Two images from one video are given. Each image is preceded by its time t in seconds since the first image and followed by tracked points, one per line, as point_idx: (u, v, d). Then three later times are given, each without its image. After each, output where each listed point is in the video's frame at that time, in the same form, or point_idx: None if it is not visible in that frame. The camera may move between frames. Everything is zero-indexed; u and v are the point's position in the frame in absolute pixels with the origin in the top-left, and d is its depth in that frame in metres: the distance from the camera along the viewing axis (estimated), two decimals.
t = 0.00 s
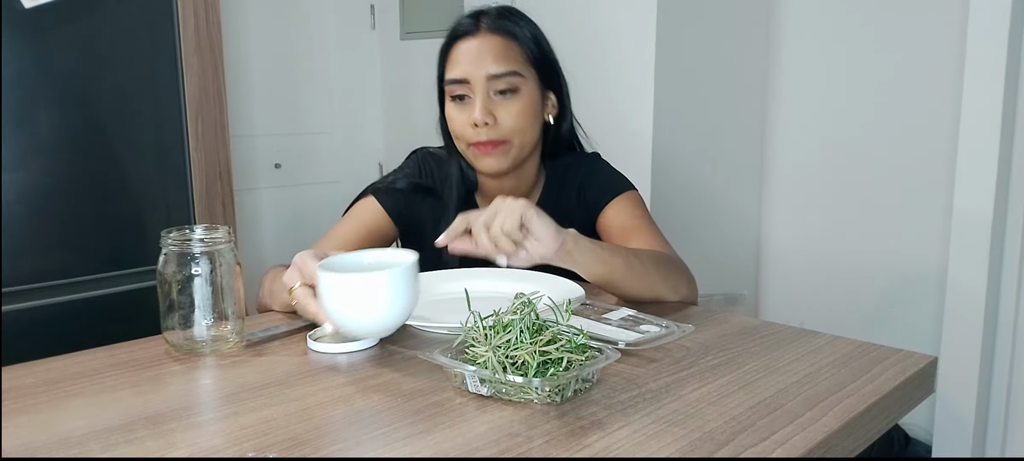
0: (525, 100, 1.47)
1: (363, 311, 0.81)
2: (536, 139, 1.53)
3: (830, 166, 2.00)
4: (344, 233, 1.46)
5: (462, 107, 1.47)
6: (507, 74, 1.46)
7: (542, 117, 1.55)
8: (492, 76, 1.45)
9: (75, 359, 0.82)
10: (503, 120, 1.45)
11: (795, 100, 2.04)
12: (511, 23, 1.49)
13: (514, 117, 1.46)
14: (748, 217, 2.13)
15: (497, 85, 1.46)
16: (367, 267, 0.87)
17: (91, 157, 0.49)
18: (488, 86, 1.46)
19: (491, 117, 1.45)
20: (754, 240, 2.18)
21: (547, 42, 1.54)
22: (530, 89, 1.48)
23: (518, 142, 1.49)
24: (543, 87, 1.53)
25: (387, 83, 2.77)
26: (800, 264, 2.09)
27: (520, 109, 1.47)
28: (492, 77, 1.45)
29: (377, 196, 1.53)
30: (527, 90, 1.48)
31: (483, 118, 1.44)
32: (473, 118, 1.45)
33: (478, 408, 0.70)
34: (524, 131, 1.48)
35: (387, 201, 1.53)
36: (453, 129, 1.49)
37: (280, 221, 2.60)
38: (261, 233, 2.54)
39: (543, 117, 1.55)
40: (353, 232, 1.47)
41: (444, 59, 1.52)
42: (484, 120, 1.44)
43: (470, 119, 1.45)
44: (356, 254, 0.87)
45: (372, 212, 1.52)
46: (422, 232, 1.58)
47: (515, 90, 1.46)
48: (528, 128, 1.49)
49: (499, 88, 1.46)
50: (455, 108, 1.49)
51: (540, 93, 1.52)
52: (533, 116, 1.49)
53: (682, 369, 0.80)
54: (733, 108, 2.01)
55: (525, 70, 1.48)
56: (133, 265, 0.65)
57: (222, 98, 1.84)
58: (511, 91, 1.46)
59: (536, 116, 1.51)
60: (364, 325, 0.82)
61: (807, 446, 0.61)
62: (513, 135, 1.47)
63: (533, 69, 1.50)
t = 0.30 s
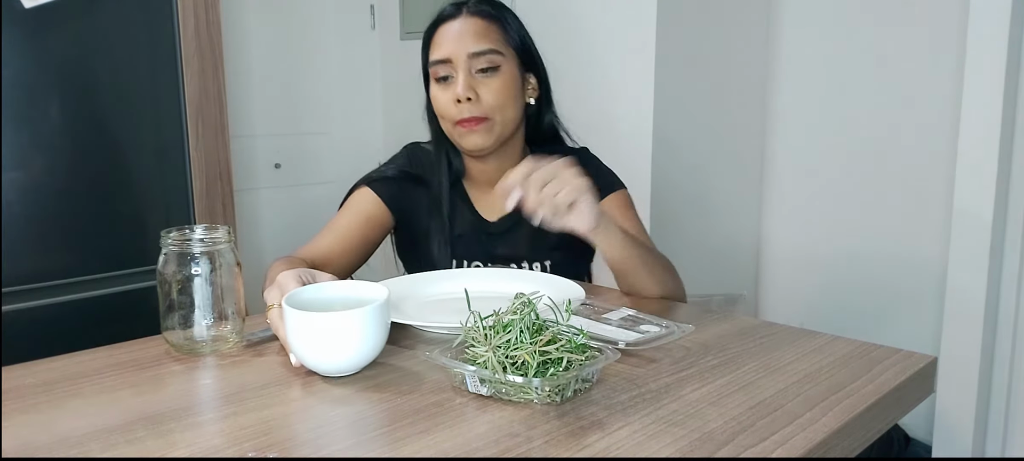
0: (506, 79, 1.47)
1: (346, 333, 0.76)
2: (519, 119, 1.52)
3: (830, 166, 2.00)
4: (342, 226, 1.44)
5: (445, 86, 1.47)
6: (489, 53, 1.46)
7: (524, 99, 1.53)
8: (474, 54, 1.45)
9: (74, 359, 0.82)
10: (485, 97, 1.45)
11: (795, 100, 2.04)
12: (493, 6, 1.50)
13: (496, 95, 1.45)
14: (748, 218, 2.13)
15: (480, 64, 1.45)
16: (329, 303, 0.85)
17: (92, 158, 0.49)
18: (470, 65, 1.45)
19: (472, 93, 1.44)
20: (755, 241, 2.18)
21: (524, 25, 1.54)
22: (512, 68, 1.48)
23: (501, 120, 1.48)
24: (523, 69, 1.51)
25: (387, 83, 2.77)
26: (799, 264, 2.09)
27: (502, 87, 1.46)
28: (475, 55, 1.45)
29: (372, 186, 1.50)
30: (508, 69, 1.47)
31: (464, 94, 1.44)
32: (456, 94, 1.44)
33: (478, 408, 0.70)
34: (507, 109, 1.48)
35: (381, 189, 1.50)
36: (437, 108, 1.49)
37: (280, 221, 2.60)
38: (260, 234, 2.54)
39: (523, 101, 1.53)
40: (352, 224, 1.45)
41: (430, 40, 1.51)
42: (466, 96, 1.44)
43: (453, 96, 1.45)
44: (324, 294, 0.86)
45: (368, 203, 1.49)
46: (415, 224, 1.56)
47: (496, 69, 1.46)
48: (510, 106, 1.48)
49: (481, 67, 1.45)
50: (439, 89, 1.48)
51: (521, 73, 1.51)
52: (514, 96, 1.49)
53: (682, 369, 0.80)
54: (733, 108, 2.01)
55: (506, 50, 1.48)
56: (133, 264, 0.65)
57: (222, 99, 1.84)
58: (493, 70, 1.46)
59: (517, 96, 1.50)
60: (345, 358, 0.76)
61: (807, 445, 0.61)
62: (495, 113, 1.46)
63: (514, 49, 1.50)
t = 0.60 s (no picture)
0: (488, 72, 1.46)
1: (359, 335, 0.75)
2: (496, 114, 1.51)
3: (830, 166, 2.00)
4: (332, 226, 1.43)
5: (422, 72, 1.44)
6: (473, 45, 1.45)
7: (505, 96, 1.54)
8: (458, 44, 1.44)
9: (74, 359, 0.82)
10: (463, 87, 1.43)
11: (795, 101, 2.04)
12: None
13: (475, 86, 1.44)
14: (749, 218, 2.13)
15: (463, 54, 1.44)
16: (332, 303, 0.85)
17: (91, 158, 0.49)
18: (453, 53, 1.43)
19: (451, 81, 1.42)
20: (755, 241, 2.18)
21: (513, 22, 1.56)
22: (494, 62, 1.48)
23: (476, 111, 1.46)
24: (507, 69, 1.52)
25: (387, 84, 2.77)
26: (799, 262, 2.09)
27: (482, 79, 1.45)
28: (458, 45, 1.44)
29: (354, 185, 1.46)
30: (491, 63, 1.47)
31: (443, 81, 1.42)
32: (434, 80, 1.42)
33: (478, 407, 0.70)
34: (485, 102, 1.46)
35: (365, 188, 1.47)
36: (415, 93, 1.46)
37: (279, 221, 2.60)
38: (260, 233, 2.54)
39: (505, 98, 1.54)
40: (342, 224, 1.43)
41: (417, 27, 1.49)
42: (444, 83, 1.42)
43: (430, 81, 1.42)
44: (330, 298, 0.85)
45: (354, 203, 1.46)
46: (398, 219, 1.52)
47: (478, 61, 1.45)
48: (489, 100, 1.47)
49: (463, 57, 1.44)
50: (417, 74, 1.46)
51: (504, 71, 1.51)
52: (494, 90, 1.48)
53: (682, 369, 0.80)
54: (733, 108, 2.01)
55: (490, 45, 1.48)
56: (133, 265, 0.65)
57: (222, 98, 1.84)
58: (475, 62, 1.45)
59: (497, 91, 1.49)
60: (354, 364, 0.76)
61: (808, 446, 0.61)
62: (471, 104, 1.44)
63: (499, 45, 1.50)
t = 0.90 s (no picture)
0: (494, 68, 1.47)
1: (352, 331, 0.75)
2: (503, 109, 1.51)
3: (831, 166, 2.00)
4: (343, 223, 1.42)
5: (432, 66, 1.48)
6: (480, 41, 1.46)
7: (513, 91, 1.54)
8: (465, 40, 1.45)
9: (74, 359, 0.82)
10: (468, 83, 1.45)
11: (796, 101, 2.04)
12: None
13: (479, 81, 1.45)
14: (749, 218, 2.13)
15: (469, 50, 1.45)
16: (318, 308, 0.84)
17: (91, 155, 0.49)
18: (459, 49, 1.45)
19: (455, 76, 1.45)
20: (755, 241, 2.17)
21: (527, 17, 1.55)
22: (502, 58, 1.48)
23: (480, 107, 1.47)
24: (518, 63, 1.53)
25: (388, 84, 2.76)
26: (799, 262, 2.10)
27: (488, 75, 1.46)
28: (465, 41, 1.45)
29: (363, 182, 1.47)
30: (497, 60, 1.47)
31: (448, 76, 1.45)
32: (439, 75, 1.45)
33: (478, 408, 0.70)
34: (490, 98, 1.47)
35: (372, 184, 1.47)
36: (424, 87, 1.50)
37: (280, 222, 2.60)
38: (260, 233, 2.53)
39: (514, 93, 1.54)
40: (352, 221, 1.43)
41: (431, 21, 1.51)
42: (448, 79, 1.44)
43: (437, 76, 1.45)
44: (313, 303, 0.85)
45: (362, 201, 1.46)
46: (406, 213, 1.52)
47: (484, 57, 1.46)
48: (495, 95, 1.48)
49: (470, 53, 1.45)
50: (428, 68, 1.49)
51: (514, 67, 1.52)
52: (500, 85, 1.49)
53: (683, 369, 0.80)
54: (733, 109, 2.01)
55: (498, 41, 1.48)
56: (134, 263, 0.65)
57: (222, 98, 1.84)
58: (481, 58, 1.46)
59: (504, 87, 1.50)
60: (353, 364, 0.75)
61: (808, 446, 0.61)
62: (475, 99, 1.46)
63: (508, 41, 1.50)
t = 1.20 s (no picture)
0: (507, 65, 1.47)
1: (351, 330, 0.75)
2: (515, 106, 1.52)
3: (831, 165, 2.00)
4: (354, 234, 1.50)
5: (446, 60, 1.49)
6: (494, 38, 1.46)
7: (525, 90, 1.54)
8: (479, 36, 1.46)
9: (75, 359, 0.82)
10: (480, 78, 1.46)
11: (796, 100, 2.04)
12: None
13: (491, 78, 1.46)
14: (749, 217, 2.13)
15: (483, 46, 1.46)
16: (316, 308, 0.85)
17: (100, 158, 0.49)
18: (474, 45, 1.46)
19: (468, 72, 1.45)
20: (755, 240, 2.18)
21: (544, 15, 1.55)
22: (515, 56, 1.48)
23: (491, 103, 1.48)
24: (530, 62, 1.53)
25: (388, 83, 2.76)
26: (797, 259, 2.10)
27: (500, 72, 1.47)
28: (479, 37, 1.46)
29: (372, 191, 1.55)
30: (510, 58, 1.48)
31: (460, 72, 1.45)
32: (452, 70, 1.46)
33: (478, 408, 0.70)
34: (501, 95, 1.48)
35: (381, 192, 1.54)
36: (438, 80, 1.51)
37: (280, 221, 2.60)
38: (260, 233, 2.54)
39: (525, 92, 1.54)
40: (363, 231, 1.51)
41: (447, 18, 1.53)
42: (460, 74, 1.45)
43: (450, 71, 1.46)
44: (311, 303, 0.85)
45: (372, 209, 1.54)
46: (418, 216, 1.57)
47: (498, 54, 1.47)
48: (506, 92, 1.48)
49: (484, 49, 1.46)
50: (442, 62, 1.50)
51: (526, 66, 1.52)
52: (512, 83, 1.49)
53: (683, 370, 0.80)
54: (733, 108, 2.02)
55: (512, 39, 1.48)
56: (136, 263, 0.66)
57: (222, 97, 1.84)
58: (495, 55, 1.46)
59: (516, 85, 1.50)
60: (348, 365, 0.75)
61: (807, 446, 0.61)
62: (487, 95, 1.47)
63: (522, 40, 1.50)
